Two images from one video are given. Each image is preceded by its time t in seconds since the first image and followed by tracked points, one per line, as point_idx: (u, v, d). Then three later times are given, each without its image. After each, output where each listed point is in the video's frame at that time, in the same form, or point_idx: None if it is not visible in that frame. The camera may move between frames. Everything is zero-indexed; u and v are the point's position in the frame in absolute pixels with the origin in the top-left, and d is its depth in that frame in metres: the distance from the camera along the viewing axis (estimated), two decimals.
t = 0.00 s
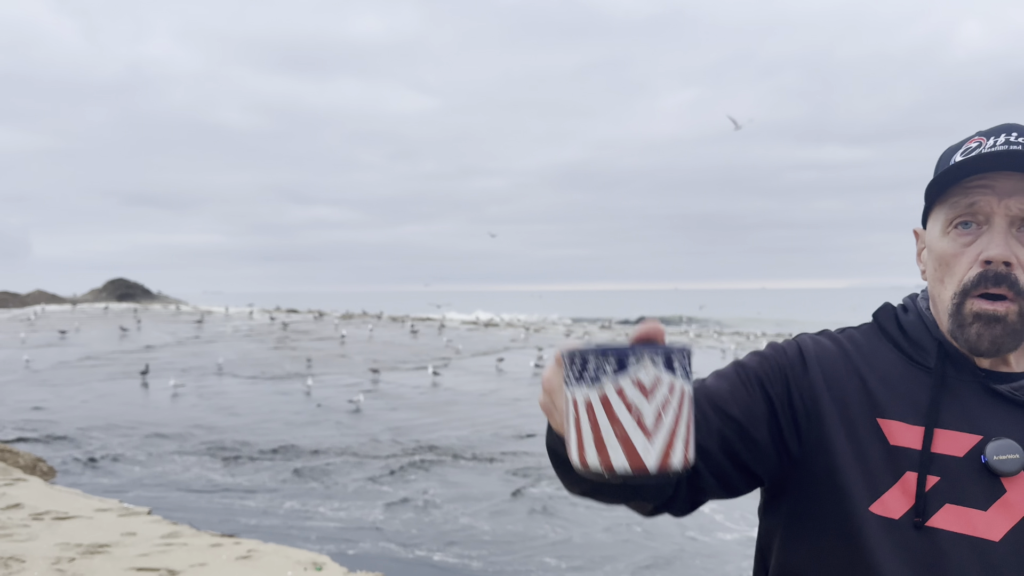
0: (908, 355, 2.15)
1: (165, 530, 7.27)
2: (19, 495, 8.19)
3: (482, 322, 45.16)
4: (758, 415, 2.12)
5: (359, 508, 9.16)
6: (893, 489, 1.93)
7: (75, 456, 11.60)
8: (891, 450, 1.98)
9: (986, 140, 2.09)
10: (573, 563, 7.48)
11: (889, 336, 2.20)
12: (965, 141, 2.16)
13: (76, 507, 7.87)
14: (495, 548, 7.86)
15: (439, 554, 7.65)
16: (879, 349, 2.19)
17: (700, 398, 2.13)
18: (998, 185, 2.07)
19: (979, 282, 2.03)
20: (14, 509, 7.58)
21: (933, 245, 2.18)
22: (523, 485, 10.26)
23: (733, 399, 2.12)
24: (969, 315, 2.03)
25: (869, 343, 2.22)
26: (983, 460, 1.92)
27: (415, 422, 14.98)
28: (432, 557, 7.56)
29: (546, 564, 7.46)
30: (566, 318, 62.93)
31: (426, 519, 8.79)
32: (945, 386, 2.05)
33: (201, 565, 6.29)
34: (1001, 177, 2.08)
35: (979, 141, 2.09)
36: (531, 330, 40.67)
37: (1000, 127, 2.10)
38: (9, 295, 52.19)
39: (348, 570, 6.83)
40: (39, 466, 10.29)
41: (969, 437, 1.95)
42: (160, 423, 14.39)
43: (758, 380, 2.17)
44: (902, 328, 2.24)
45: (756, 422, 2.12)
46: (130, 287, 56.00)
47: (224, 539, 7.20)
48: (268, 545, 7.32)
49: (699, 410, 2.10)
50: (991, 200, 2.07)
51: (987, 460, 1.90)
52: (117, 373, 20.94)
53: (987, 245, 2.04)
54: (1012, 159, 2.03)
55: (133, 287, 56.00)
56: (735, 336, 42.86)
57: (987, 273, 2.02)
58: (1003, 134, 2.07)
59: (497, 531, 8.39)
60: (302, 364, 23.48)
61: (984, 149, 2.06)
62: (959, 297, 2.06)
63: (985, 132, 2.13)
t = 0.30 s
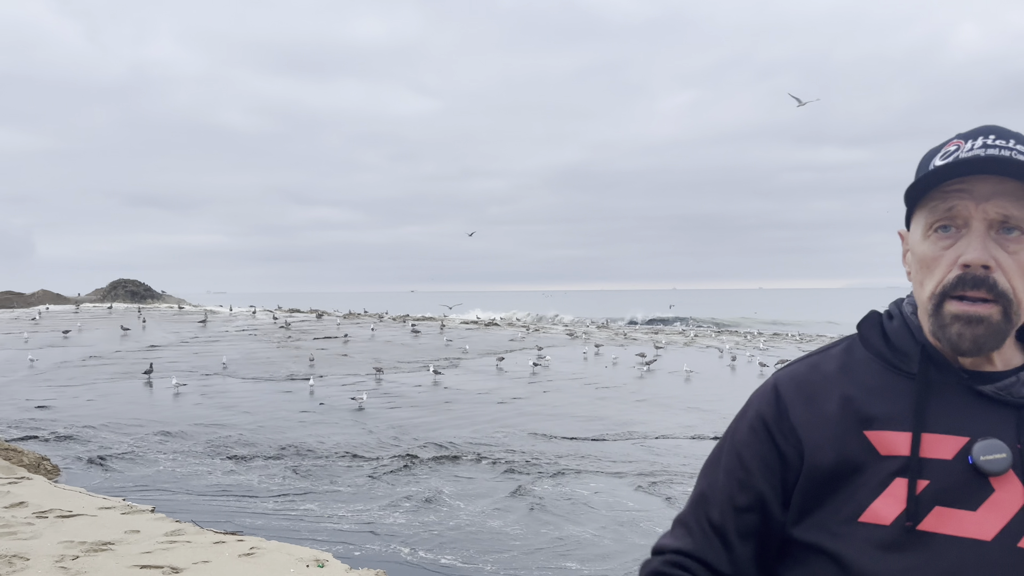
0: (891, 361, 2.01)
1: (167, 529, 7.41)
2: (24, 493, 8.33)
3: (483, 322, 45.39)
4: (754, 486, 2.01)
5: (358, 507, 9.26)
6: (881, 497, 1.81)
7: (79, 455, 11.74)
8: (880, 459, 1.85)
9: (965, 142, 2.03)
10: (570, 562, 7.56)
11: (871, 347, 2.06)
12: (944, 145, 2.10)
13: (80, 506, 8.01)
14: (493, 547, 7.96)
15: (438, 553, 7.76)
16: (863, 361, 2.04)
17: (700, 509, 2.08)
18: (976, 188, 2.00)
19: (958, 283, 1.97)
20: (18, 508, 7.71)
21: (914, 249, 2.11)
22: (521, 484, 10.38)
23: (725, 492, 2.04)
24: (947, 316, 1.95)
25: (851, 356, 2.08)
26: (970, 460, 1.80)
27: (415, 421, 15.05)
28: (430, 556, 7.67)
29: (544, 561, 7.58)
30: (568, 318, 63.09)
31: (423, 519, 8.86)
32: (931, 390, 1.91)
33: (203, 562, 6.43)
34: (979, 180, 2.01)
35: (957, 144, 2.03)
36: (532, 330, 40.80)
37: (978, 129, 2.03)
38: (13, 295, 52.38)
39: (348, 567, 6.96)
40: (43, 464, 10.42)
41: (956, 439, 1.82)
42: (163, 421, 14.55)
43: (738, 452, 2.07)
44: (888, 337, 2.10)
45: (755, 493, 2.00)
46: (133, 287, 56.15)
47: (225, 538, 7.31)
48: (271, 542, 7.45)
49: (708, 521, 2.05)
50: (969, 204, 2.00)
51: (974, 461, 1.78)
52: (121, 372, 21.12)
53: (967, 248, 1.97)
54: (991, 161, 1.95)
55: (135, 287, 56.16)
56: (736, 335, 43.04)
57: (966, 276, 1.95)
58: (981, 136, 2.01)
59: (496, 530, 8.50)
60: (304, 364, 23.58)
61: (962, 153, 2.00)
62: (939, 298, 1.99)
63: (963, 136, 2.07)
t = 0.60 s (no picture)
0: (872, 370, 1.97)
1: (169, 528, 7.45)
2: (25, 493, 8.35)
3: (483, 322, 45.38)
4: (746, 501, 2.01)
5: (359, 507, 9.29)
6: (868, 507, 1.80)
7: (80, 455, 11.75)
8: (864, 471, 1.83)
9: (963, 152, 1.93)
10: (568, 562, 7.58)
11: (853, 353, 2.01)
12: (945, 152, 2.00)
13: (81, 506, 8.04)
14: (491, 547, 7.99)
15: (437, 551, 7.81)
16: (843, 370, 2.00)
17: (694, 524, 2.08)
18: (962, 203, 1.92)
19: (925, 295, 1.91)
20: (19, 508, 7.73)
21: (897, 256, 2.06)
22: (520, 484, 10.40)
23: (718, 508, 2.05)
24: (911, 324, 1.91)
25: (835, 363, 2.05)
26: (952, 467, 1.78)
27: (415, 421, 15.06)
28: (429, 556, 7.71)
29: (543, 561, 7.61)
30: (568, 318, 63.12)
31: (422, 518, 8.88)
32: (912, 396, 1.87)
33: (204, 561, 6.47)
34: (968, 196, 1.91)
35: (954, 152, 1.94)
36: (532, 330, 40.80)
37: (983, 140, 1.93)
38: (13, 295, 52.32)
39: (348, 566, 7.00)
40: (45, 464, 10.43)
41: (937, 447, 1.80)
42: (164, 421, 14.57)
43: (728, 468, 2.07)
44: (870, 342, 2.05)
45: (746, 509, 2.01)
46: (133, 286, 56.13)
47: (225, 537, 7.34)
48: (271, 541, 7.48)
49: (704, 537, 2.06)
50: (950, 219, 1.92)
51: (956, 469, 1.76)
52: (121, 372, 21.14)
53: (939, 262, 1.90)
54: (978, 177, 1.85)
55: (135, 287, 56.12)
56: (736, 335, 43.10)
57: (932, 290, 1.90)
58: (979, 148, 1.90)
59: (495, 529, 8.54)
60: (304, 364, 23.60)
61: (955, 163, 1.92)
62: (907, 306, 1.94)
63: (964, 144, 1.96)
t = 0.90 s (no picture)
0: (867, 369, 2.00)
1: (168, 528, 7.43)
2: (24, 493, 8.34)
3: (483, 322, 45.33)
4: (734, 490, 2.02)
5: (359, 507, 9.28)
6: (860, 509, 1.82)
7: (79, 455, 11.74)
8: (857, 471, 1.86)
9: (939, 145, 1.98)
10: (567, 563, 7.56)
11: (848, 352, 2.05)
12: (919, 147, 2.05)
13: (80, 506, 8.02)
14: (491, 547, 7.99)
15: (437, 552, 7.79)
16: (837, 369, 2.04)
17: (677, 508, 2.08)
18: (947, 195, 1.96)
19: (927, 289, 1.93)
20: (18, 508, 7.72)
21: (888, 254, 2.09)
22: (520, 484, 10.39)
23: (702, 493, 2.05)
24: (917, 320, 1.94)
25: (828, 360, 2.09)
26: (945, 470, 1.80)
27: (415, 421, 15.05)
28: (429, 556, 7.71)
29: (543, 562, 7.60)
30: (568, 318, 63.08)
31: (422, 518, 8.89)
32: (905, 399, 1.91)
33: (203, 562, 6.45)
34: (951, 186, 1.96)
35: (932, 147, 1.98)
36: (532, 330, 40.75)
37: (954, 132, 1.98)
38: (12, 295, 52.27)
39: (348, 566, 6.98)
40: (44, 464, 10.42)
41: (930, 450, 1.82)
42: (164, 421, 14.55)
43: (716, 456, 2.08)
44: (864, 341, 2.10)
45: (732, 499, 2.01)
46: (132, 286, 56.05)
47: (225, 537, 7.33)
48: (271, 542, 7.46)
49: (685, 522, 2.05)
50: (940, 211, 1.96)
51: (948, 472, 1.78)
52: (121, 372, 21.11)
53: (936, 254, 1.94)
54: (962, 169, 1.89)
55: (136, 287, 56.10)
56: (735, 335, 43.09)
57: (934, 282, 1.92)
58: (953, 140, 1.95)
59: (496, 530, 8.53)
60: (304, 364, 23.58)
61: (934, 157, 1.96)
62: (909, 303, 1.96)
63: (937, 139, 2.01)
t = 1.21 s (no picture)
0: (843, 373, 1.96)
1: (165, 530, 7.33)
2: (21, 495, 8.24)
3: (482, 322, 45.33)
4: (723, 509, 1.94)
5: (357, 508, 9.19)
6: (845, 514, 1.77)
7: (77, 456, 11.66)
8: (841, 475, 1.80)
9: (904, 157, 1.90)
10: (568, 563, 7.52)
11: (822, 357, 2.00)
12: (887, 157, 1.97)
13: (77, 507, 7.92)
14: (491, 547, 7.95)
15: (436, 554, 7.70)
16: (815, 376, 1.99)
17: (671, 534, 1.99)
18: (902, 213, 1.89)
19: (875, 309, 1.89)
20: (15, 509, 7.62)
21: (849, 266, 2.04)
22: (519, 485, 10.32)
23: (694, 516, 1.97)
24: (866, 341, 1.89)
25: (804, 368, 2.04)
26: (926, 469, 1.76)
27: (413, 422, 15.01)
28: (429, 556, 7.66)
29: (543, 563, 7.53)
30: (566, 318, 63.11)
31: (422, 519, 8.84)
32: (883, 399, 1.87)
33: (201, 564, 6.36)
34: (908, 204, 1.89)
35: (896, 159, 1.91)
36: (531, 331, 40.79)
37: (920, 142, 1.89)
38: (9, 296, 52.07)
39: (348, 568, 6.90)
40: (41, 466, 10.32)
41: (910, 449, 1.78)
42: (161, 422, 14.47)
43: (702, 476, 2.00)
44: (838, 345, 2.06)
45: (724, 518, 1.94)
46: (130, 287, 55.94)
47: (224, 538, 7.27)
48: (270, 544, 7.36)
49: (680, 549, 1.96)
50: (893, 230, 1.90)
51: (930, 470, 1.74)
52: (119, 373, 21.01)
53: (888, 273, 1.88)
54: (915, 186, 1.83)
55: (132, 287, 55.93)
56: (733, 336, 43.21)
57: (884, 302, 1.87)
58: (917, 154, 1.87)
59: (494, 531, 8.45)
60: (303, 364, 23.54)
61: (896, 172, 1.88)
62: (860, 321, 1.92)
63: (905, 149, 1.93)
